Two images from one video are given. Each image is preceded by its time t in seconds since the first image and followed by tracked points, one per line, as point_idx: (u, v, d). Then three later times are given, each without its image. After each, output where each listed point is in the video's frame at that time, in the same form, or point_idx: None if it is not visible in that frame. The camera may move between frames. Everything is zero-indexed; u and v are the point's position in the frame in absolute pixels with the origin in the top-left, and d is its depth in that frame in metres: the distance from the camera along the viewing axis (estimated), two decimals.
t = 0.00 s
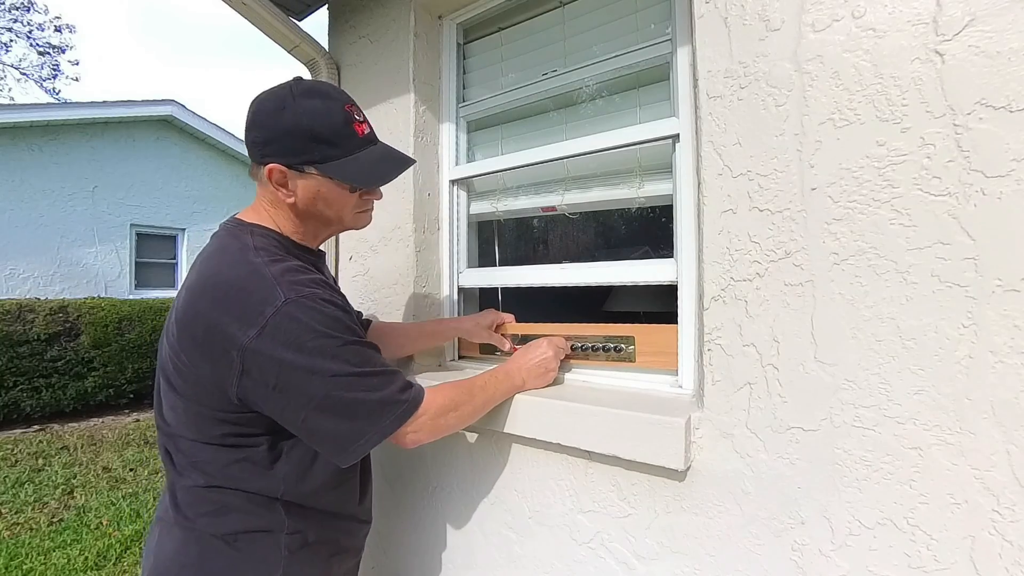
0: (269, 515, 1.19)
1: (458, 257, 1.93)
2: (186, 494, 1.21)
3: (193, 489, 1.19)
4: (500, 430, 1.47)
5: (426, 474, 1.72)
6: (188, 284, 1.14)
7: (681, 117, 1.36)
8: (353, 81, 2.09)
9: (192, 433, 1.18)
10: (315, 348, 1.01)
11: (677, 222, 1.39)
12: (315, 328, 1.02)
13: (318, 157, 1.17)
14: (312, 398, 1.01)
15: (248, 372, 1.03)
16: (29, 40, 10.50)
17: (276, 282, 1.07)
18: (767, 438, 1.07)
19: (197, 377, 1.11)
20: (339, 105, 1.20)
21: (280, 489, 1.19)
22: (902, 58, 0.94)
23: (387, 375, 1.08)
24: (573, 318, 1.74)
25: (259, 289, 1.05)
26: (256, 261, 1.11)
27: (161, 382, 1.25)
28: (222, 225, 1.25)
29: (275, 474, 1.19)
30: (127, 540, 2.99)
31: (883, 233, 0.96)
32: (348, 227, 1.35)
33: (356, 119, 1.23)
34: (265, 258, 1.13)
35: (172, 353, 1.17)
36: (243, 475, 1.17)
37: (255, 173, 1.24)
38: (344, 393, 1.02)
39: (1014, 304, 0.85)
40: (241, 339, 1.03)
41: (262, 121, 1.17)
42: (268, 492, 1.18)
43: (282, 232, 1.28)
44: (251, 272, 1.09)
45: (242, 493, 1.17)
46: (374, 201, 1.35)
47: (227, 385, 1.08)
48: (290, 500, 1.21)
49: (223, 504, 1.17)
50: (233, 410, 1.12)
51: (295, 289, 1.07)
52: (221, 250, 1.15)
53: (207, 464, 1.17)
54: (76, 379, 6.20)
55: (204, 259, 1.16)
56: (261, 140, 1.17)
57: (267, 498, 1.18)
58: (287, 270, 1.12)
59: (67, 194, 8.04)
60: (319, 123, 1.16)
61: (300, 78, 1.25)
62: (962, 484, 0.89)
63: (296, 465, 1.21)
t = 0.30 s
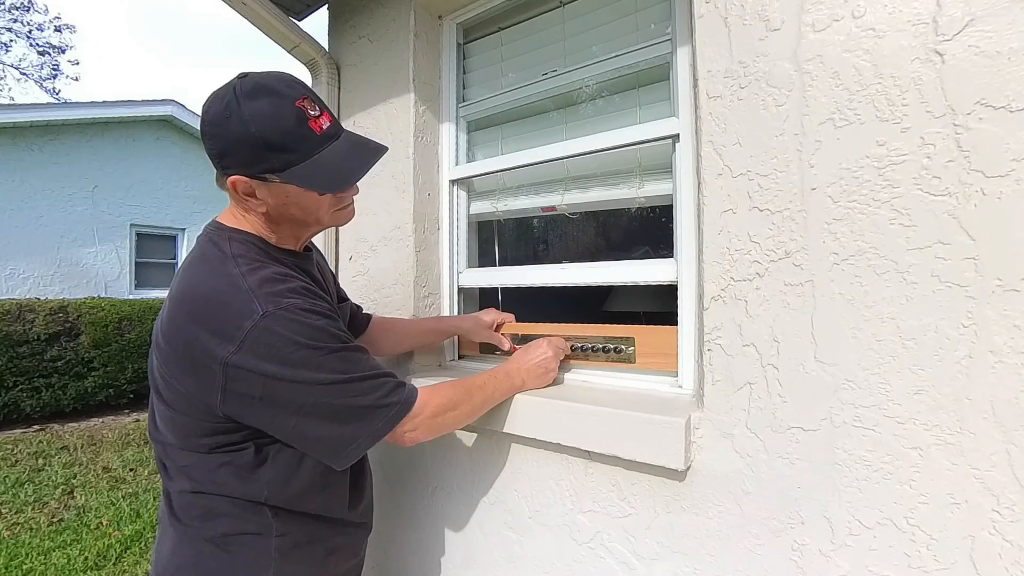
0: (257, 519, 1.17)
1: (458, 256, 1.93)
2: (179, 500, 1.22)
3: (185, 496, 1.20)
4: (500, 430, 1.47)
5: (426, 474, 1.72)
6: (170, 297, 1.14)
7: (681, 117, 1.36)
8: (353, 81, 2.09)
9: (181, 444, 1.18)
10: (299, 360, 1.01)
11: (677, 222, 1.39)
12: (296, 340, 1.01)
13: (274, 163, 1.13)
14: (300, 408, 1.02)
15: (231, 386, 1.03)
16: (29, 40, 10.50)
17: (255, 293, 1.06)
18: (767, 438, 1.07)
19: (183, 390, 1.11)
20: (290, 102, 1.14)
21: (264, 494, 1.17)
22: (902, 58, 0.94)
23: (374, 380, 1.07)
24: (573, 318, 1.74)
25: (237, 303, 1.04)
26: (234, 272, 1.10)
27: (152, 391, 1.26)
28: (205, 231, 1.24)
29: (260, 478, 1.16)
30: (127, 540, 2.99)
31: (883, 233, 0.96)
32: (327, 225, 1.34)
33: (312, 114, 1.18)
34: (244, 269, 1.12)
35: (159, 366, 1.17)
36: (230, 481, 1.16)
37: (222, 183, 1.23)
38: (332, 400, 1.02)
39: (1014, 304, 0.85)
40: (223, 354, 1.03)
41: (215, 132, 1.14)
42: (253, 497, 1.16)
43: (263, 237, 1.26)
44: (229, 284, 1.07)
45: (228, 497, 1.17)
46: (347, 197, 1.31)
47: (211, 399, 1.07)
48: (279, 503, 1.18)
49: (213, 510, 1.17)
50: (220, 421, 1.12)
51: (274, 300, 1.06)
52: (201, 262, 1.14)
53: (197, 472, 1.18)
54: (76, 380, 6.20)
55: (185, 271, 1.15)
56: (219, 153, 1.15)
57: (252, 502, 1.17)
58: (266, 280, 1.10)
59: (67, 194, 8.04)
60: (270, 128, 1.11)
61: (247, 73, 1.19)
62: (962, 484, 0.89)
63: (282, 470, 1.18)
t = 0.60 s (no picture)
0: (257, 522, 1.17)
1: (458, 256, 1.93)
2: (180, 505, 1.22)
3: (185, 501, 1.21)
4: (500, 430, 1.47)
5: (426, 475, 1.72)
6: (166, 303, 1.14)
7: (681, 117, 1.36)
8: (353, 81, 2.08)
9: (180, 449, 1.18)
10: (296, 364, 1.01)
11: (677, 222, 1.39)
12: (293, 344, 1.01)
13: (266, 165, 1.13)
14: (300, 412, 1.02)
15: (228, 392, 1.03)
16: (28, 40, 10.50)
17: (251, 298, 1.06)
18: (767, 438, 1.07)
19: (181, 397, 1.11)
20: (281, 102, 1.14)
21: (264, 497, 1.17)
22: (902, 58, 0.94)
23: (372, 383, 1.07)
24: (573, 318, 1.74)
25: (233, 308, 1.04)
26: (229, 277, 1.10)
27: (150, 397, 1.26)
28: (201, 234, 1.24)
29: (261, 480, 1.17)
30: (127, 540, 2.99)
31: (883, 233, 0.96)
32: (321, 225, 1.34)
33: (304, 114, 1.17)
34: (240, 272, 1.11)
35: (156, 372, 1.17)
36: (229, 484, 1.16)
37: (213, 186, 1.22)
38: (331, 403, 1.02)
39: (1014, 304, 0.85)
40: (219, 360, 1.02)
41: (205, 134, 1.13)
42: (253, 501, 1.16)
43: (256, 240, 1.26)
44: (225, 289, 1.07)
45: (228, 500, 1.16)
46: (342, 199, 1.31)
47: (209, 405, 1.07)
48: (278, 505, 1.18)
49: (212, 515, 1.17)
50: (219, 426, 1.12)
51: (270, 304, 1.05)
52: (196, 266, 1.14)
53: (196, 477, 1.18)
54: (76, 380, 6.20)
55: (180, 276, 1.15)
56: (209, 155, 1.14)
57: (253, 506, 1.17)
58: (262, 283, 1.10)
59: (66, 194, 8.04)
60: (261, 129, 1.11)
61: (236, 72, 1.18)
62: (962, 484, 0.89)
63: (283, 472, 1.18)
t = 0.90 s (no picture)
0: (256, 523, 1.17)
1: (458, 256, 1.92)
2: (183, 504, 1.23)
3: (188, 500, 1.21)
4: (500, 430, 1.47)
5: (427, 474, 1.73)
6: (169, 302, 1.14)
7: (681, 117, 1.36)
8: (353, 81, 2.08)
9: (183, 449, 1.18)
10: (300, 362, 1.01)
11: (677, 222, 1.39)
12: (297, 342, 1.02)
13: (272, 163, 1.13)
14: (303, 410, 1.02)
15: (232, 391, 1.03)
16: (29, 40, 10.50)
17: (255, 297, 1.06)
18: (767, 438, 1.07)
19: (183, 396, 1.11)
20: (287, 100, 1.14)
21: (268, 497, 1.17)
22: (902, 58, 0.94)
23: (375, 382, 1.07)
24: (573, 318, 1.74)
25: (236, 307, 1.04)
26: (232, 276, 1.10)
27: (153, 397, 1.26)
28: (203, 233, 1.24)
29: (265, 481, 1.16)
30: (127, 540, 2.99)
31: (883, 233, 0.96)
32: (324, 224, 1.34)
33: (309, 112, 1.17)
34: (242, 271, 1.11)
35: (159, 372, 1.17)
36: (233, 484, 1.16)
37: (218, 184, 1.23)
38: (334, 402, 1.02)
39: (1014, 304, 0.85)
40: (222, 358, 1.02)
41: (210, 131, 1.13)
42: (258, 501, 1.16)
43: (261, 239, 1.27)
44: (228, 287, 1.07)
45: (230, 500, 1.16)
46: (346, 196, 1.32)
47: (212, 404, 1.07)
48: (280, 507, 1.18)
49: (215, 514, 1.17)
50: (222, 425, 1.12)
51: (274, 303, 1.06)
52: (199, 265, 1.14)
53: (200, 475, 1.18)
54: (76, 380, 6.20)
55: (183, 275, 1.15)
56: (214, 152, 1.14)
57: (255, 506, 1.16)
58: (265, 282, 1.10)
59: (66, 194, 8.04)
60: (266, 127, 1.11)
61: (241, 70, 1.18)
62: (962, 485, 0.89)
63: (287, 472, 1.18)
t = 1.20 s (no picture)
0: (257, 524, 1.17)
1: (458, 256, 1.92)
2: (184, 505, 1.23)
3: (189, 501, 1.21)
4: (500, 430, 1.47)
5: (427, 475, 1.73)
6: (172, 300, 1.14)
7: (681, 117, 1.36)
8: (353, 81, 2.08)
9: (184, 449, 1.18)
10: (303, 361, 1.01)
11: (677, 222, 1.39)
12: (300, 341, 1.02)
13: (275, 155, 1.13)
14: (305, 409, 1.02)
15: (234, 389, 1.03)
16: (28, 40, 10.50)
17: (258, 296, 1.06)
18: (767, 438, 1.07)
19: (185, 395, 1.11)
20: (288, 93, 1.14)
21: (270, 497, 1.17)
22: (902, 58, 0.94)
23: (378, 382, 1.07)
24: (573, 318, 1.73)
25: (240, 305, 1.04)
26: (235, 274, 1.10)
27: (154, 396, 1.26)
28: (206, 231, 1.24)
29: (267, 481, 1.17)
30: (127, 540, 2.99)
31: (883, 233, 0.96)
32: (329, 217, 1.34)
33: (310, 103, 1.17)
34: (246, 269, 1.11)
35: (160, 371, 1.17)
36: (235, 484, 1.16)
37: (220, 182, 1.23)
38: (337, 402, 1.02)
39: (1014, 304, 0.85)
40: (226, 356, 1.03)
41: (213, 126, 1.14)
42: (260, 501, 1.16)
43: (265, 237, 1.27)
44: (232, 285, 1.07)
45: (232, 500, 1.16)
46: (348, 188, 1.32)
47: (214, 403, 1.07)
48: (282, 506, 1.18)
49: (216, 514, 1.17)
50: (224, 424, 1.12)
51: (277, 301, 1.05)
52: (202, 263, 1.14)
53: (201, 475, 1.18)
54: (76, 380, 6.20)
55: (187, 272, 1.15)
56: (216, 148, 1.14)
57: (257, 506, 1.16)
58: (268, 280, 1.10)
59: (66, 194, 8.04)
60: (268, 119, 1.11)
61: (241, 66, 1.19)
62: (962, 485, 0.89)
63: (289, 472, 1.18)
